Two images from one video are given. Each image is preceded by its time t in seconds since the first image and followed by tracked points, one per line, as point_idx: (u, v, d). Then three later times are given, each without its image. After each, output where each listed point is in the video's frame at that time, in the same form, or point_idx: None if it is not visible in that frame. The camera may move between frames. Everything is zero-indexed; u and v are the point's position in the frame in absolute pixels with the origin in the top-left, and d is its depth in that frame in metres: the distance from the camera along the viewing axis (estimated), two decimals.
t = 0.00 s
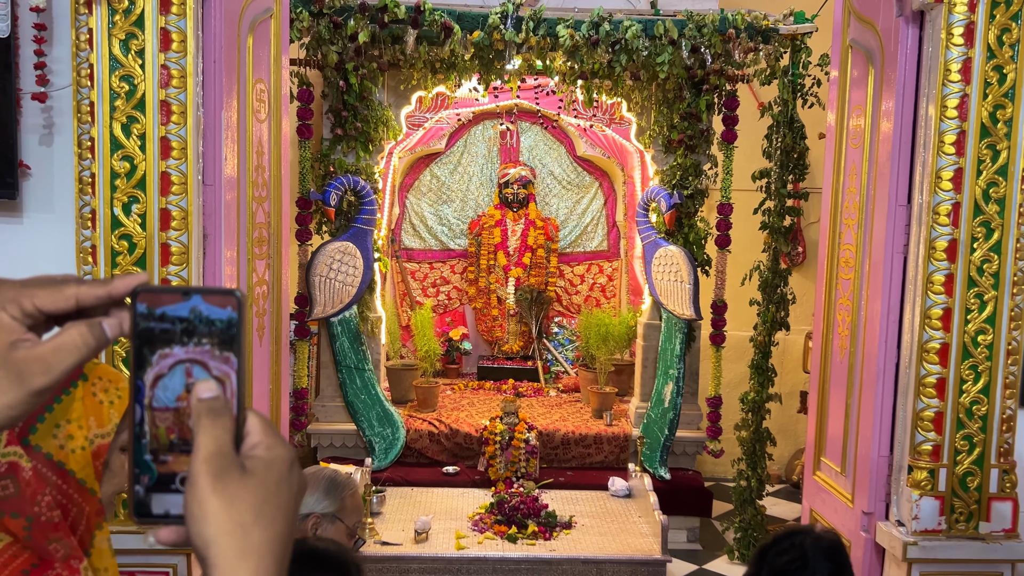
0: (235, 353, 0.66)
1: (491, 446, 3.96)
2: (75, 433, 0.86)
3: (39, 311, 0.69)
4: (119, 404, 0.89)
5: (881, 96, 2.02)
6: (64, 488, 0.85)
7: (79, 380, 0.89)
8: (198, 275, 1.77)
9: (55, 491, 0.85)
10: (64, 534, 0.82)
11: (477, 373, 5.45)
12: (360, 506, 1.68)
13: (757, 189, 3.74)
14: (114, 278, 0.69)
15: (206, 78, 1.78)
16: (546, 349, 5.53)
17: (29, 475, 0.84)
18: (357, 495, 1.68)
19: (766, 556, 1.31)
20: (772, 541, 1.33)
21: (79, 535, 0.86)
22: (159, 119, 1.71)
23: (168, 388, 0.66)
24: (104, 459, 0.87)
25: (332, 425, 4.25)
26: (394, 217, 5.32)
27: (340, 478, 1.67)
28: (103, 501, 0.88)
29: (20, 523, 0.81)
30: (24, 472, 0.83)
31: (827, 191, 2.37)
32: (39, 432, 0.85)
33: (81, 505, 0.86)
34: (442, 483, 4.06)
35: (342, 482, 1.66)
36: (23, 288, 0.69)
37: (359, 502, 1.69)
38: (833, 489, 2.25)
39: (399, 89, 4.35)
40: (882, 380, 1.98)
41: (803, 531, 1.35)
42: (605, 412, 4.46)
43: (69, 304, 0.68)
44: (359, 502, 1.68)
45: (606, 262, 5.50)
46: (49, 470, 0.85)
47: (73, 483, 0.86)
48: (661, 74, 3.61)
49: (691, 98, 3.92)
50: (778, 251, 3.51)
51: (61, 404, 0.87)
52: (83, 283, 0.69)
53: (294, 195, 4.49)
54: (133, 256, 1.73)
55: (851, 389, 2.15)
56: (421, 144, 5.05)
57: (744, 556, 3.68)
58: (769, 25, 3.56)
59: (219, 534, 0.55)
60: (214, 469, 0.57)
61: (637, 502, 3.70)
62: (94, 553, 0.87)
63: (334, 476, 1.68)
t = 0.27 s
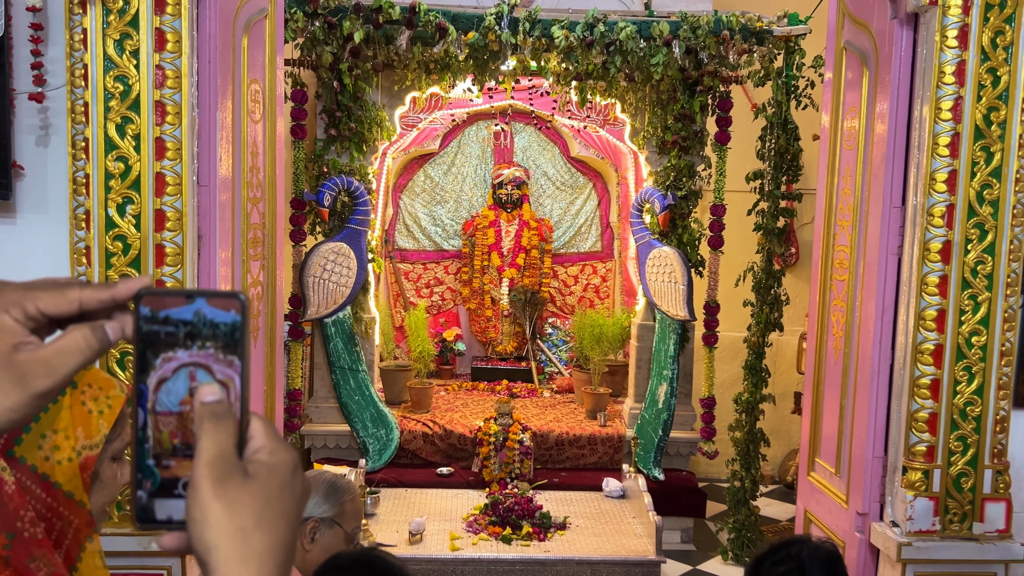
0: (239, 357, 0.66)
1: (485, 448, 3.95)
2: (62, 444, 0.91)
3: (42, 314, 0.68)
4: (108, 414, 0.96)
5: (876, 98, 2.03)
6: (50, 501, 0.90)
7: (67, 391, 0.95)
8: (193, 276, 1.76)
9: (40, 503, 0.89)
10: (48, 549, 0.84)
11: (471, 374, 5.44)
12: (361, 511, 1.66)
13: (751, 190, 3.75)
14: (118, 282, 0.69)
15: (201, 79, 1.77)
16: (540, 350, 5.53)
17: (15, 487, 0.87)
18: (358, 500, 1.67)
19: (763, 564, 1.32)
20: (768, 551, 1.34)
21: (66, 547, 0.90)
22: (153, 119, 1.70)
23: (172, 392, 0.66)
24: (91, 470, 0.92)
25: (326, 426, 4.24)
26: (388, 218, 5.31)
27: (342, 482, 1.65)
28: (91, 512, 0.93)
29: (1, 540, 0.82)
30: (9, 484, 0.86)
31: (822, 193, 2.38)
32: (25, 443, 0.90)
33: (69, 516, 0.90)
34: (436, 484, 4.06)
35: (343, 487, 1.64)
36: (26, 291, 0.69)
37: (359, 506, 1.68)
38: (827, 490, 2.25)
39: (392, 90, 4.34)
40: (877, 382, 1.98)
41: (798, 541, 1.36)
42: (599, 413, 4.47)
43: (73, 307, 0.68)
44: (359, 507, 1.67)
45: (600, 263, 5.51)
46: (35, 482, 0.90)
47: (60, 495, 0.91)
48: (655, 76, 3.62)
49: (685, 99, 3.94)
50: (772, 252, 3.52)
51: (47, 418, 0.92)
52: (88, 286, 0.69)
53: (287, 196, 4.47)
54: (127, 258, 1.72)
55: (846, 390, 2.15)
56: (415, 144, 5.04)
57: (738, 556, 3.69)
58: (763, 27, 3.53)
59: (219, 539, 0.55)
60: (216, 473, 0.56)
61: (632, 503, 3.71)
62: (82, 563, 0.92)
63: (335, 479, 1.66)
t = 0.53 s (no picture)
0: (242, 359, 0.66)
1: (480, 448, 3.94)
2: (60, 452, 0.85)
3: (47, 318, 0.67)
4: (108, 423, 0.88)
5: (870, 99, 2.04)
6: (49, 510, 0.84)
7: (66, 396, 0.87)
8: (188, 277, 1.75)
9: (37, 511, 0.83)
10: (49, 559, 0.80)
11: (465, 375, 5.43)
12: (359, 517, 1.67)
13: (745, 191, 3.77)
14: (124, 286, 0.66)
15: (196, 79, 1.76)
16: (534, 350, 5.53)
17: (14, 495, 0.80)
18: (357, 506, 1.67)
19: (764, 564, 1.33)
20: (770, 552, 1.35)
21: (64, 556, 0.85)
22: (148, 119, 1.69)
23: (175, 394, 0.66)
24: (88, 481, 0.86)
25: (320, 427, 4.22)
26: (382, 218, 5.30)
27: (344, 487, 1.65)
28: (90, 520, 0.88)
29: (3, 550, 0.78)
30: (9, 490, 0.80)
31: (816, 193, 2.39)
32: (21, 450, 0.83)
33: (67, 526, 0.85)
34: (430, 485, 4.05)
35: (346, 492, 1.64)
36: (31, 293, 0.67)
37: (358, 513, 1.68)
38: (822, 490, 2.26)
39: (386, 90, 4.34)
40: (872, 382, 1.99)
41: (799, 544, 1.36)
42: (594, 413, 4.47)
43: (78, 311, 0.66)
44: (358, 514, 1.67)
45: (594, 263, 5.51)
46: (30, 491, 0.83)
47: (57, 505, 0.85)
48: (650, 76, 3.62)
49: (679, 100, 3.93)
50: (766, 252, 3.53)
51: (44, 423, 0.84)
52: (93, 290, 0.67)
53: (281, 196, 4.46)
54: (121, 258, 1.71)
55: (841, 390, 2.16)
56: (409, 145, 5.04)
57: (732, 556, 3.69)
58: (758, 28, 3.59)
59: (221, 543, 0.54)
60: (219, 477, 0.56)
61: (626, 503, 3.71)
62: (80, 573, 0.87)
63: (337, 483, 1.66)
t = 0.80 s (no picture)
0: (233, 353, 0.65)
1: (473, 448, 3.93)
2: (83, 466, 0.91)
3: (36, 315, 0.68)
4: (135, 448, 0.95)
5: (864, 98, 2.05)
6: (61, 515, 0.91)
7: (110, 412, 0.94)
8: (180, 277, 1.74)
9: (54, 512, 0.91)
10: (53, 563, 0.88)
11: (459, 375, 5.42)
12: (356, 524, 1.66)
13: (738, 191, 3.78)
14: (112, 282, 0.67)
15: (188, 77, 1.75)
16: (528, 350, 5.53)
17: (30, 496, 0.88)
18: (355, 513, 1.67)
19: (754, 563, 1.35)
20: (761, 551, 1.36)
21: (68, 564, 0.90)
22: (140, 118, 1.68)
23: (164, 389, 0.65)
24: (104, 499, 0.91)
25: (313, 427, 4.21)
26: (375, 217, 5.29)
27: (344, 492, 1.64)
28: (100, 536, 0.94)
29: (12, 550, 0.86)
30: (25, 491, 0.87)
31: (809, 193, 2.40)
32: (50, 456, 0.91)
33: (76, 537, 0.92)
34: (424, 485, 4.04)
35: (345, 498, 1.63)
36: (20, 292, 0.69)
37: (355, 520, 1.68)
38: (815, 489, 2.26)
39: (380, 89, 4.33)
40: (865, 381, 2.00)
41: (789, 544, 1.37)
42: (587, 413, 4.47)
43: (67, 308, 0.67)
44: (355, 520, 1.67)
45: (587, 263, 5.52)
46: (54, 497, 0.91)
47: (69, 517, 0.91)
48: (644, 76, 3.62)
49: (672, 100, 3.93)
50: (760, 252, 3.54)
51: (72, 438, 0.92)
52: (83, 288, 0.68)
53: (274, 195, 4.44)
54: (113, 257, 1.70)
55: (834, 389, 2.16)
56: (402, 144, 5.03)
57: (725, 555, 3.70)
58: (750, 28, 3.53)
59: (212, 546, 0.54)
60: (209, 479, 0.55)
61: (619, 502, 3.71)
62: None
63: (338, 489, 1.65)
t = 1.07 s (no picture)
0: (214, 352, 0.65)
1: (469, 448, 3.94)
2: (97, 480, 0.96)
3: (27, 313, 0.69)
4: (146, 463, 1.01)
5: (857, 99, 2.06)
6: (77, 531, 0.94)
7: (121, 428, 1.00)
8: (175, 277, 1.73)
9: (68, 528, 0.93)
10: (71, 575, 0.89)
11: (454, 375, 5.42)
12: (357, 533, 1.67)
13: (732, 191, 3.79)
14: (105, 280, 0.67)
15: (183, 78, 1.75)
16: (523, 351, 5.53)
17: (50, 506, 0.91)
18: (357, 521, 1.67)
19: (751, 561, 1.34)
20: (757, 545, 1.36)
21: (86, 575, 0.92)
22: (134, 118, 1.67)
23: (144, 387, 0.65)
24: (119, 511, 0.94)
25: (308, 428, 4.20)
26: (369, 218, 5.28)
27: (349, 501, 1.65)
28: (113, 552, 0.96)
29: (29, 561, 0.87)
30: (45, 502, 0.90)
31: (804, 194, 2.41)
32: (65, 468, 0.96)
33: (91, 552, 0.94)
34: (419, 485, 4.04)
35: (350, 506, 1.65)
36: (11, 289, 0.70)
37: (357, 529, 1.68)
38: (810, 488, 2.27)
39: (375, 89, 4.32)
40: (859, 381, 2.00)
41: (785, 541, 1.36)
42: (582, 413, 4.47)
43: (58, 306, 0.68)
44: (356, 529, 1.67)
45: (582, 263, 5.52)
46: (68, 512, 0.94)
47: (84, 530, 0.94)
48: (638, 76, 3.63)
49: (667, 100, 3.94)
50: (754, 252, 3.55)
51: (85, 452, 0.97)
52: (74, 286, 0.68)
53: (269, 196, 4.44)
54: (108, 258, 1.69)
55: (828, 389, 2.17)
56: (397, 145, 5.02)
57: (720, 555, 3.71)
58: (746, 29, 3.62)
59: (210, 556, 0.53)
60: (203, 489, 0.55)
61: (614, 502, 3.72)
62: None
63: (343, 496, 1.66)
